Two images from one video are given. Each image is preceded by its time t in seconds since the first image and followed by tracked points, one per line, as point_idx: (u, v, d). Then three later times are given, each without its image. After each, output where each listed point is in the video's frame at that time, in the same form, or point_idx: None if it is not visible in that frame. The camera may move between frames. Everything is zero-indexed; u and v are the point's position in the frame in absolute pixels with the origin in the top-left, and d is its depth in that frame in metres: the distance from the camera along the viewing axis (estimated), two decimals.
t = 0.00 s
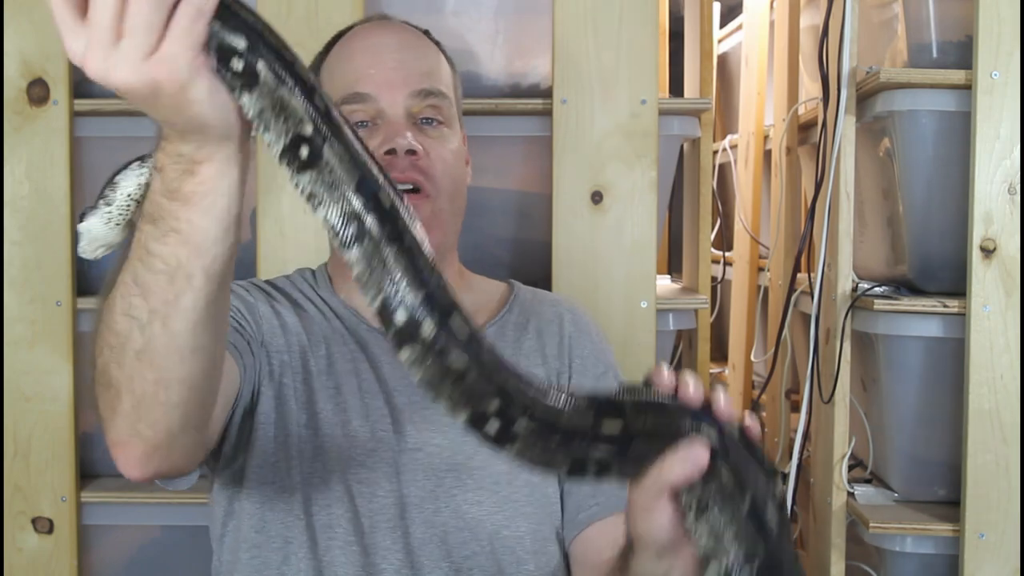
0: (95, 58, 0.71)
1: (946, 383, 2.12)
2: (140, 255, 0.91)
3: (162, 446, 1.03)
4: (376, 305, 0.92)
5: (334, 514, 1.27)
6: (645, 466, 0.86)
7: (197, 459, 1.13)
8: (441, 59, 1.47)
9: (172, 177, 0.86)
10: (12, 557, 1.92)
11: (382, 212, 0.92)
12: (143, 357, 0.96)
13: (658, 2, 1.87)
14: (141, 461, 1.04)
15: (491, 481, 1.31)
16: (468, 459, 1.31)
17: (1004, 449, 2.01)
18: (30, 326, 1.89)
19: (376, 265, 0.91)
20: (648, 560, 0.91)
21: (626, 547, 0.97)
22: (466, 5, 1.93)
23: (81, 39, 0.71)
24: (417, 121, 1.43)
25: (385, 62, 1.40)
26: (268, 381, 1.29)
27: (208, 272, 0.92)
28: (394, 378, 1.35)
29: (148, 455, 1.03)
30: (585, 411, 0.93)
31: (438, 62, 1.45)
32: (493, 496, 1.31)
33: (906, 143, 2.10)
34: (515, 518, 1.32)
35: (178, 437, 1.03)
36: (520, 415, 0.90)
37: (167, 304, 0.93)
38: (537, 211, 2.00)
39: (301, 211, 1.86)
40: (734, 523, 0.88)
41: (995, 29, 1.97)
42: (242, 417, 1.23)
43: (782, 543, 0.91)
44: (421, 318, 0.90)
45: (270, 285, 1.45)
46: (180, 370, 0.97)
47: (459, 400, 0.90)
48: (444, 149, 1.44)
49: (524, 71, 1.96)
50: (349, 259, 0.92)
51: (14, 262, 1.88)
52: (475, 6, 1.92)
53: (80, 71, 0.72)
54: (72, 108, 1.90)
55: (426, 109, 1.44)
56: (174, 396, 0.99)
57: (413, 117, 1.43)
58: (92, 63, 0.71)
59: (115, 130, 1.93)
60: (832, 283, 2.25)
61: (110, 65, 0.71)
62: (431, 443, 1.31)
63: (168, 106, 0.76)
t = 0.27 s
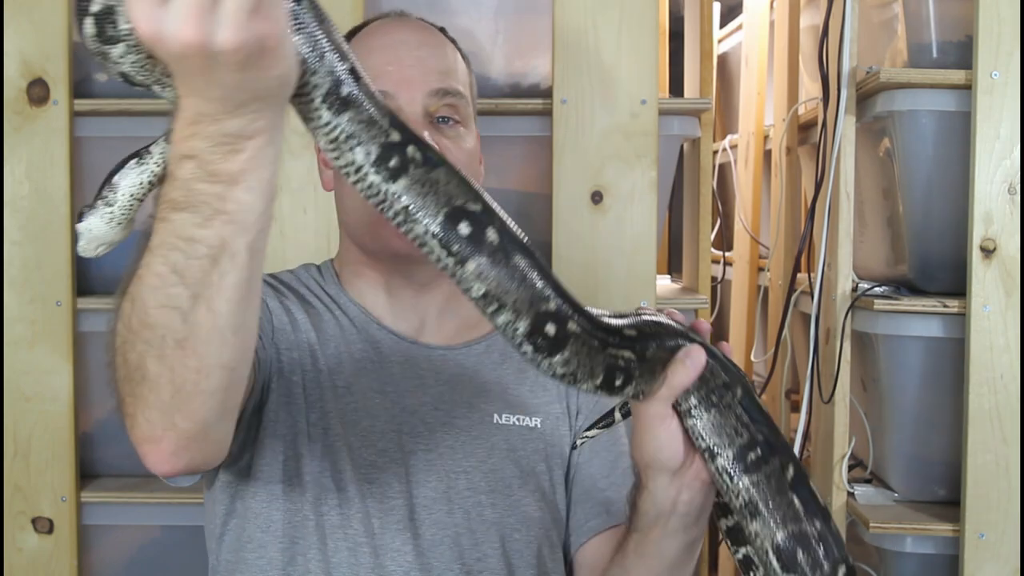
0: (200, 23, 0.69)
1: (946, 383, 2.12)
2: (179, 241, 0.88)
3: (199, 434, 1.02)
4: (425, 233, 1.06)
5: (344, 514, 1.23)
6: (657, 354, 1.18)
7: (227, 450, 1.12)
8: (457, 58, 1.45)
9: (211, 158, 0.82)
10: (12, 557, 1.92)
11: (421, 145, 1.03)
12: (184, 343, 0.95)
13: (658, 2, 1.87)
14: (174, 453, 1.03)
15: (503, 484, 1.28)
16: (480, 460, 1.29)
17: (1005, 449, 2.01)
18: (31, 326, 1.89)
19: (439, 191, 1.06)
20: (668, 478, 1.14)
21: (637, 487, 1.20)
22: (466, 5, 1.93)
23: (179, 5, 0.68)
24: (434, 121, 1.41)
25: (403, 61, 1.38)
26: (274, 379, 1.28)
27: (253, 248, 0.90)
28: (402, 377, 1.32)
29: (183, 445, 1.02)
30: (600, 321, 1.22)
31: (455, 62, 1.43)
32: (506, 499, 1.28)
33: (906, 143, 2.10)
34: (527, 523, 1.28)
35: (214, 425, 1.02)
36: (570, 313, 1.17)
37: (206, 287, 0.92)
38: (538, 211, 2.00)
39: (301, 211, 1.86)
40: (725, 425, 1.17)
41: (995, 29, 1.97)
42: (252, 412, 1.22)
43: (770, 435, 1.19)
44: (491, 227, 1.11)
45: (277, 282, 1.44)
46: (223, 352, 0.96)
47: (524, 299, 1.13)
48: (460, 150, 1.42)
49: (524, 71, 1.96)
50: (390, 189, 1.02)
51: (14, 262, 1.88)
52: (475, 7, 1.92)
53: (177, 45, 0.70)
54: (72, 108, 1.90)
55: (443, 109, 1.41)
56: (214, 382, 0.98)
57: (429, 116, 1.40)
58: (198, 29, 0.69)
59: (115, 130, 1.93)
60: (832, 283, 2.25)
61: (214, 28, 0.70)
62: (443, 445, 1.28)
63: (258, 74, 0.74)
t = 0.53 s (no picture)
0: (268, 13, 0.77)
1: (946, 383, 2.12)
2: (211, 244, 0.92)
3: (213, 442, 1.01)
4: (452, 225, 1.16)
5: (347, 519, 1.23)
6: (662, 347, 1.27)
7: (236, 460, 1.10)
8: (457, 58, 1.44)
9: (250, 162, 0.88)
10: (12, 557, 1.92)
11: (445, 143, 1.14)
12: (205, 349, 0.95)
13: (658, 2, 1.87)
14: (184, 463, 1.01)
15: (507, 486, 1.28)
16: (485, 462, 1.29)
17: (1005, 448, 2.01)
18: (31, 326, 1.89)
19: (465, 184, 1.15)
20: (680, 464, 1.18)
21: (647, 483, 1.23)
22: (466, 5, 1.92)
23: None
24: (435, 122, 1.40)
25: (403, 62, 1.38)
26: (278, 381, 1.28)
27: (280, 252, 0.93)
28: (405, 379, 1.32)
29: (195, 454, 1.01)
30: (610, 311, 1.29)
31: (456, 62, 1.42)
32: (510, 501, 1.28)
33: (906, 143, 2.10)
34: (531, 524, 1.28)
35: (228, 432, 1.02)
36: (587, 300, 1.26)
37: (232, 291, 0.93)
38: (538, 211, 2.00)
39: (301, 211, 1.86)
40: (723, 407, 1.27)
41: (995, 29, 1.97)
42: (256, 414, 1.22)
43: (765, 413, 1.30)
44: (515, 217, 1.20)
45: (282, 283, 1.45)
46: (244, 356, 0.97)
47: (546, 285, 1.22)
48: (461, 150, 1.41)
49: (524, 71, 1.95)
50: (418, 181, 1.12)
51: (14, 262, 1.88)
52: (475, 7, 1.92)
53: (245, 36, 0.77)
54: (72, 108, 1.89)
55: (443, 109, 1.40)
56: (232, 388, 0.98)
57: (430, 117, 1.39)
58: (265, 18, 0.77)
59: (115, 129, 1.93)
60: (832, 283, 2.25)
61: (280, 18, 0.77)
62: (449, 447, 1.28)
63: (313, 62, 0.81)
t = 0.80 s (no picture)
0: (273, 27, 0.75)
1: (946, 383, 2.12)
2: (210, 259, 0.91)
3: (211, 455, 1.02)
4: (451, 219, 1.17)
5: (345, 523, 1.23)
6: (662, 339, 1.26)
7: (235, 469, 1.11)
8: (448, 57, 1.43)
9: (249, 178, 0.87)
10: (11, 558, 1.92)
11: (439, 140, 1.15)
12: (204, 363, 0.95)
13: (658, 2, 1.87)
14: (183, 476, 1.01)
15: (508, 485, 1.28)
16: (485, 462, 1.29)
17: (1005, 448, 2.01)
18: (31, 326, 1.89)
19: (462, 179, 1.16)
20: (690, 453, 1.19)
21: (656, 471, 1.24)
22: (466, 5, 1.92)
23: (255, 9, 0.75)
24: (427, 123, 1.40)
25: (392, 65, 1.38)
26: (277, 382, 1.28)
27: (279, 267, 0.93)
28: (404, 380, 1.32)
29: (194, 467, 1.01)
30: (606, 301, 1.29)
31: (446, 62, 1.42)
32: (511, 500, 1.28)
33: (906, 143, 2.10)
34: (532, 523, 1.28)
35: (226, 443, 1.02)
36: (584, 287, 1.26)
37: (231, 306, 0.93)
38: (538, 211, 2.00)
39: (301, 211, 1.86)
40: (717, 383, 1.28)
41: (995, 29, 1.97)
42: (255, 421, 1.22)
43: (759, 386, 1.31)
44: (508, 208, 1.21)
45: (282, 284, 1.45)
46: (243, 371, 0.97)
47: (541, 273, 1.22)
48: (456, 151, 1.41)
49: (524, 71, 1.95)
50: (415, 179, 1.12)
51: (14, 262, 1.88)
52: (475, 6, 1.93)
53: (251, 49, 0.76)
54: (72, 108, 1.89)
55: (435, 111, 1.40)
56: (232, 402, 0.98)
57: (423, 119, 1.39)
58: (271, 33, 0.76)
59: (115, 129, 1.93)
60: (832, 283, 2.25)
61: (284, 32, 0.76)
62: (448, 448, 1.28)
63: (316, 78, 0.80)
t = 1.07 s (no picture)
0: (252, 81, 0.66)
1: (946, 383, 2.12)
2: (192, 297, 0.86)
3: (201, 480, 1.01)
4: (436, 236, 1.14)
5: (342, 525, 1.22)
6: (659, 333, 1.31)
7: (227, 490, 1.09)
8: (413, 55, 1.38)
9: (230, 220, 0.79)
10: (12, 557, 1.92)
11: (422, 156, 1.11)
12: (190, 395, 0.93)
13: (658, 2, 1.87)
14: (176, 498, 1.01)
15: (508, 483, 1.28)
16: (485, 460, 1.28)
17: (1005, 448, 2.00)
18: (31, 326, 1.90)
19: (446, 196, 1.12)
20: (697, 444, 1.23)
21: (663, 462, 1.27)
22: (466, 5, 1.92)
23: (230, 60, 0.65)
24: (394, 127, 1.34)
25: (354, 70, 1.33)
26: (273, 389, 1.28)
27: (263, 302, 0.88)
28: (401, 379, 1.32)
29: (185, 491, 1.01)
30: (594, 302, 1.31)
31: (410, 60, 1.36)
32: (512, 498, 1.27)
33: (905, 143, 2.10)
34: (532, 521, 1.28)
35: (215, 470, 1.01)
36: (571, 292, 1.27)
37: (215, 340, 0.90)
38: (538, 211, 2.01)
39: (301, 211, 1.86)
40: (710, 369, 1.32)
41: (995, 29, 1.97)
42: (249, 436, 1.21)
43: (752, 371, 1.35)
44: (493, 220, 1.19)
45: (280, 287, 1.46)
46: (227, 402, 0.95)
47: (528, 282, 1.23)
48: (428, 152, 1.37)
49: (524, 71, 1.96)
50: (399, 199, 1.08)
51: (14, 262, 1.88)
52: (475, 6, 1.92)
53: (225, 105, 0.66)
54: (72, 108, 1.89)
55: (400, 112, 1.35)
56: (216, 432, 0.96)
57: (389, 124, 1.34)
58: (249, 87, 0.66)
59: (114, 130, 1.93)
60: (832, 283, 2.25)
61: (263, 84, 0.67)
62: (448, 446, 1.28)
63: (295, 130, 0.71)
